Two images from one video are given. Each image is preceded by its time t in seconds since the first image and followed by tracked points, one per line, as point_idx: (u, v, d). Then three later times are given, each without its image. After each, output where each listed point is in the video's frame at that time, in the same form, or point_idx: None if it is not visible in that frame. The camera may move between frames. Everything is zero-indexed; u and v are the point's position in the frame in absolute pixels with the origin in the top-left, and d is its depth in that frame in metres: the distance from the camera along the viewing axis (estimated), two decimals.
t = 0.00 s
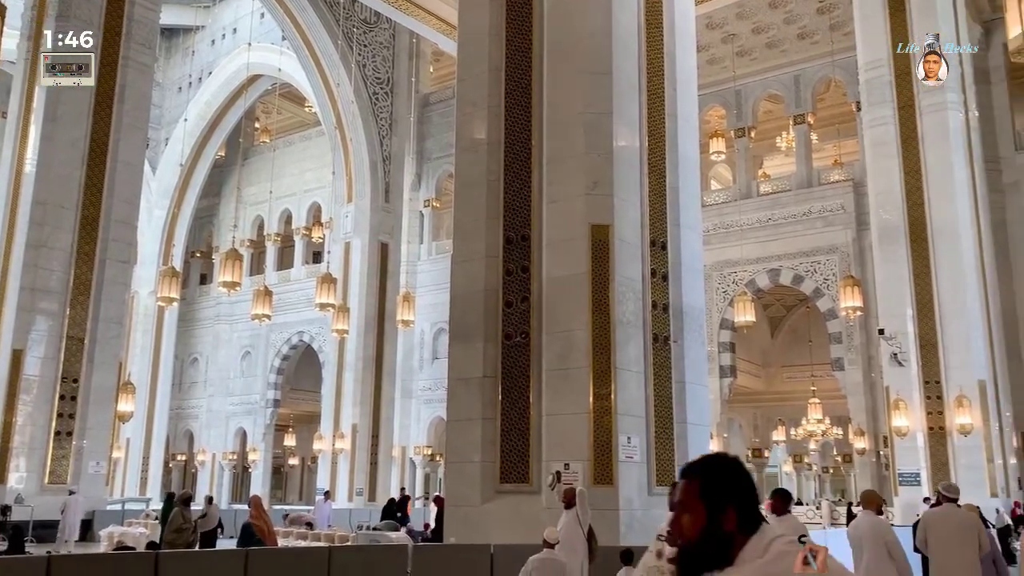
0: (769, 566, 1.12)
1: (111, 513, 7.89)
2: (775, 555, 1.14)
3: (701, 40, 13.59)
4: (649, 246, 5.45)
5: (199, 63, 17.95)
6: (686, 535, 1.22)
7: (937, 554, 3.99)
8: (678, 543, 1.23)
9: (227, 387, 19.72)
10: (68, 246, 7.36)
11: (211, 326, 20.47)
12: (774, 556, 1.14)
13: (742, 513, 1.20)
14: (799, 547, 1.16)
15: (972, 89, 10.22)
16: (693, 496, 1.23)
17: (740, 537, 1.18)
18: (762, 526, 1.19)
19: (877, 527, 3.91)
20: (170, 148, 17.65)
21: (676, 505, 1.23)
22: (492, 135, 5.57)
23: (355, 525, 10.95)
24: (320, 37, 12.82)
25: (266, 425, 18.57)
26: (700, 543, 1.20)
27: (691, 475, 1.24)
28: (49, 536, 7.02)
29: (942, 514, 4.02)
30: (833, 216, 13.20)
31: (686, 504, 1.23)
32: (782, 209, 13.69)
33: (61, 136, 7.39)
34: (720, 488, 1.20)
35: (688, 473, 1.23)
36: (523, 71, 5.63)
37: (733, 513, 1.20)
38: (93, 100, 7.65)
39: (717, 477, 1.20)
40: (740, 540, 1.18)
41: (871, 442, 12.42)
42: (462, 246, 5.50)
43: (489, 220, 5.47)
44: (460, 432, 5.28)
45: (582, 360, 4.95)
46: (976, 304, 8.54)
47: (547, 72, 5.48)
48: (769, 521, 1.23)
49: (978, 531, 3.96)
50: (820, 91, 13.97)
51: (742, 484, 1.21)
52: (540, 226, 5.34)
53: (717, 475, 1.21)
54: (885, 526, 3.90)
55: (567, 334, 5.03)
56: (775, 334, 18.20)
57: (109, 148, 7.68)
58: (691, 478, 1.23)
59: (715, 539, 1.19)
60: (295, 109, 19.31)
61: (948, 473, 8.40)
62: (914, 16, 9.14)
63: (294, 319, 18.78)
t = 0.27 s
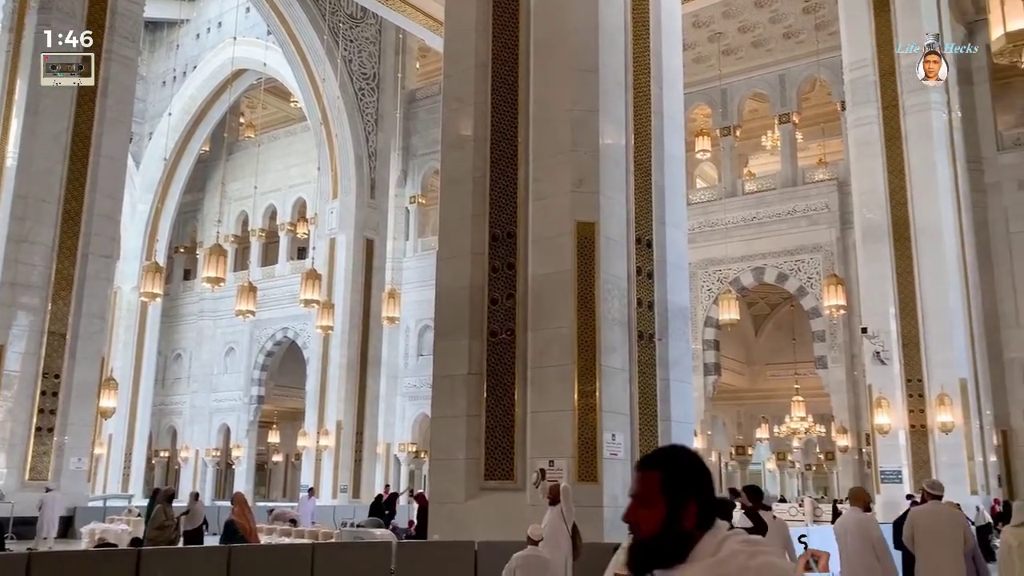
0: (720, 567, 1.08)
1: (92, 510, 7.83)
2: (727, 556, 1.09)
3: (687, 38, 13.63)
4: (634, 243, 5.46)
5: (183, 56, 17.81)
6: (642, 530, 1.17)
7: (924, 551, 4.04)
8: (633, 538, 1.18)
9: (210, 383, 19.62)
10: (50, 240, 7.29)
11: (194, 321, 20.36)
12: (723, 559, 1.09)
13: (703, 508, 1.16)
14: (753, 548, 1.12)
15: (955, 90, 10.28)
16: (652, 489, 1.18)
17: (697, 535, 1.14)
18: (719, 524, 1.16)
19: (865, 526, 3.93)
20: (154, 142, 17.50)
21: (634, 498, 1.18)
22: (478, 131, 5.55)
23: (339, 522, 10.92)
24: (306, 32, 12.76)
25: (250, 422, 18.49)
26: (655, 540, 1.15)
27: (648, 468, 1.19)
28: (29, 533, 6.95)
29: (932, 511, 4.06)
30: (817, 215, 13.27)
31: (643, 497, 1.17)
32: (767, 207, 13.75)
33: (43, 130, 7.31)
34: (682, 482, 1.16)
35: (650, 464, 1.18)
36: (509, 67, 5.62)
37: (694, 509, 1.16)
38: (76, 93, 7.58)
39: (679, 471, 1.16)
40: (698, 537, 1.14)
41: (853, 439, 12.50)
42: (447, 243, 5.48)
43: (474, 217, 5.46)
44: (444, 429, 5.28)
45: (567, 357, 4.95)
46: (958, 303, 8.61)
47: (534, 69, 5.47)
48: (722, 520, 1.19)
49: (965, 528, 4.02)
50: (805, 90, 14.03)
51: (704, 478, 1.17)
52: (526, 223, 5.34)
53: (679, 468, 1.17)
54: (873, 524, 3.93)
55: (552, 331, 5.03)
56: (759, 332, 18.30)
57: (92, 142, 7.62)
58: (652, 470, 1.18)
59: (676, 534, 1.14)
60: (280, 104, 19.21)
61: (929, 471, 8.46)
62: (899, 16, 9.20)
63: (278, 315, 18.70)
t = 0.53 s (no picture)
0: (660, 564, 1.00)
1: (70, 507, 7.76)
2: (666, 550, 1.01)
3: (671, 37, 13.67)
4: (617, 241, 5.48)
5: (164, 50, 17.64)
6: (591, 521, 1.09)
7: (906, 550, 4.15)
8: (580, 530, 1.10)
9: (191, 379, 19.50)
10: (29, 235, 7.20)
11: (175, 317, 20.22)
12: (663, 553, 1.01)
13: (655, 497, 1.09)
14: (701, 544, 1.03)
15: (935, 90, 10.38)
16: (605, 476, 1.11)
17: (648, 525, 1.06)
18: (670, 518, 1.08)
19: (852, 526, 4.07)
20: (134, 135, 17.32)
21: (585, 485, 1.11)
22: (462, 128, 5.55)
23: (321, 519, 10.91)
24: (290, 26, 12.70)
25: (231, 418, 18.40)
26: (604, 530, 1.07)
27: (602, 455, 1.13)
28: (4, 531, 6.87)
29: (912, 512, 4.17)
30: (798, 214, 13.36)
31: (596, 483, 1.10)
32: (748, 206, 13.83)
33: (21, 122, 7.23)
34: (636, 467, 1.10)
35: (605, 448, 1.12)
36: (493, 64, 5.61)
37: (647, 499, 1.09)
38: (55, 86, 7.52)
39: (634, 457, 1.10)
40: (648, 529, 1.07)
41: (833, 437, 12.61)
42: (431, 239, 5.48)
43: (458, 213, 5.45)
44: (427, 426, 5.27)
45: (549, 354, 4.96)
46: (936, 303, 8.71)
47: (518, 66, 5.47)
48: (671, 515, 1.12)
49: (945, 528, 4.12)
50: (788, 90, 14.11)
51: (658, 469, 1.11)
52: (510, 220, 5.34)
53: (634, 455, 1.11)
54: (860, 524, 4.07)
55: (535, 328, 5.04)
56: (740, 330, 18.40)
57: (72, 135, 7.55)
58: (607, 456, 1.11)
59: (625, 524, 1.07)
60: (263, 99, 19.10)
61: (907, 469, 8.57)
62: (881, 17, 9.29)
63: (260, 311, 18.61)
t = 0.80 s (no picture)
0: (593, 562, 1.08)
1: (48, 504, 7.70)
2: (602, 550, 1.09)
3: (655, 35, 13.70)
4: (601, 239, 5.48)
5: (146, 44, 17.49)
6: (531, 512, 1.14)
7: (886, 544, 4.19)
8: (519, 520, 1.14)
9: (172, 375, 19.37)
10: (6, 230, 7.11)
11: (156, 312, 20.07)
12: (600, 552, 1.08)
13: (596, 493, 1.15)
14: (630, 543, 1.11)
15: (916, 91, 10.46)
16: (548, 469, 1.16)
17: (587, 519, 1.13)
18: (606, 512, 1.14)
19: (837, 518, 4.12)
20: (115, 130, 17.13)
21: (527, 477, 1.15)
22: (447, 124, 5.53)
23: (303, 516, 10.87)
24: (273, 20, 12.62)
25: (212, 414, 18.29)
26: (545, 521, 1.12)
27: (547, 447, 1.17)
28: None
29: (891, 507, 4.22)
30: (781, 213, 13.43)
31: (539, 474, 1.15)
32: (731, 204, 13.89)
33: None
34: (582, 463, 1.14)
35: (551, 442, 1.16)
36: (478, 60, 5.60)
37: (588, 492, 1.15)
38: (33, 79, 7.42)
39: (581, 454, 1.15)
40: (587, 523, 1.13)
41: (813, 435, 12.71)
42: (414, 236, 5.46)
43: (442, 210, 5.44)
44: (409, 423, 5.26)
45: (533, 352, 4.96)
46: (915, 302, 8.79)
47: (503, 63, 5.46)
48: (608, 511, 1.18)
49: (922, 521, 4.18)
50: (771, 90, 14.19)
51: (601, 466, 1.17)
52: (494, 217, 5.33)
53: (579, 451, 1.15)
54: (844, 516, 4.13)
55: (519, 326, 5.04)
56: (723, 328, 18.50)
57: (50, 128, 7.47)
58: (553, 448, 1.16)
59: (567, 519, 1.12)
60: (246, 94, 18.98)
61: (886, 467, 8.65)
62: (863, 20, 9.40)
63: (243, 307, 18.51)
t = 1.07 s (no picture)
0: (530, 568, 1.09)
1: (30, 502, 7.65)
2: (537, 559, 1.10)
3: (643, 34, 13.71)
4: (588, 237, 5.49)
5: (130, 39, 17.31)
6: (467, 514, 1.17)
7: (865, 538, 4.38)
8: (451, 526, 1.17)
9: (156, 372, 19.27)
10: None
11: (140, 309, 19.95)
12: (534, 561, 1.10)
13: (532, 500, 1.19)
14: (568, 552, 1.13)
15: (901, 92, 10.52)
16: (487, 474, 1.20)
17: (522, 526, 1.16)
18: (542, 522, 1.18)
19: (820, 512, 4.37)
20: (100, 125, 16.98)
21: (464, 480, 1.19)
22: (434, 121, 5.51)
23: (288, 513, 10.85)
24: (260, 16, 12.55)
25: (197, 411, 18.21)
26: (482, 524, 1.15)
27: (486, 453, 1.21)
28: None
29: (874, 504, 4.38)
30: (767, 213, 13.49)
31: (477, 478, 1.19)
32: (717, 203, 13.95)
33: None
34: (519, 466, 1.19)
35: (488, 445, 1.21)
36: (466, 57, 5.58)
37: (525, 498, 1.18)
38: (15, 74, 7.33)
39: (518, 456, 1.20)
40: (522, 527, 1.16)
41: (798, 433, 12.79)
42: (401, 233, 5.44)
43: (429, 206, 5.42)
44: (396, 421, 5.24)
45: (519, 350, 4.97)
46: (899, 302, 8.86)
47: (491, 60, 5.45)
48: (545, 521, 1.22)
49: (903, 518, 4.34)
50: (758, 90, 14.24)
51: (537, 474, 1.21)
52: (481, 215, 5.33)
53: (517, 455, 1.20)
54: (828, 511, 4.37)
55: (506, 324, 5.04)
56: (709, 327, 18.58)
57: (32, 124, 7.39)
58: (493, 452, 1.20)
59: (501, 518, 1.15)
60: (232, 89, 18.87)
61: (870, 465, 8.72)
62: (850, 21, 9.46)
63: (228, 304, 18.43)
